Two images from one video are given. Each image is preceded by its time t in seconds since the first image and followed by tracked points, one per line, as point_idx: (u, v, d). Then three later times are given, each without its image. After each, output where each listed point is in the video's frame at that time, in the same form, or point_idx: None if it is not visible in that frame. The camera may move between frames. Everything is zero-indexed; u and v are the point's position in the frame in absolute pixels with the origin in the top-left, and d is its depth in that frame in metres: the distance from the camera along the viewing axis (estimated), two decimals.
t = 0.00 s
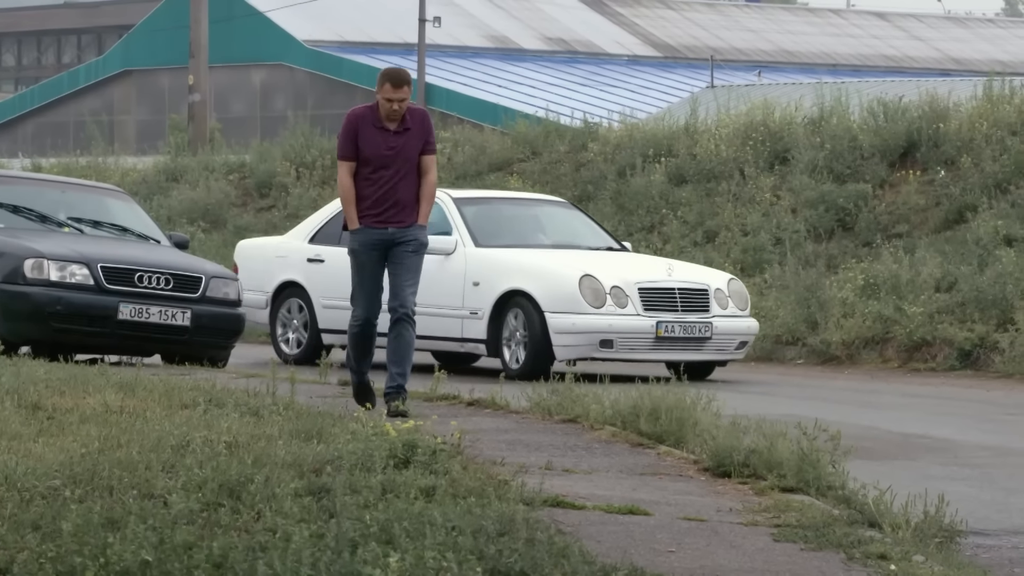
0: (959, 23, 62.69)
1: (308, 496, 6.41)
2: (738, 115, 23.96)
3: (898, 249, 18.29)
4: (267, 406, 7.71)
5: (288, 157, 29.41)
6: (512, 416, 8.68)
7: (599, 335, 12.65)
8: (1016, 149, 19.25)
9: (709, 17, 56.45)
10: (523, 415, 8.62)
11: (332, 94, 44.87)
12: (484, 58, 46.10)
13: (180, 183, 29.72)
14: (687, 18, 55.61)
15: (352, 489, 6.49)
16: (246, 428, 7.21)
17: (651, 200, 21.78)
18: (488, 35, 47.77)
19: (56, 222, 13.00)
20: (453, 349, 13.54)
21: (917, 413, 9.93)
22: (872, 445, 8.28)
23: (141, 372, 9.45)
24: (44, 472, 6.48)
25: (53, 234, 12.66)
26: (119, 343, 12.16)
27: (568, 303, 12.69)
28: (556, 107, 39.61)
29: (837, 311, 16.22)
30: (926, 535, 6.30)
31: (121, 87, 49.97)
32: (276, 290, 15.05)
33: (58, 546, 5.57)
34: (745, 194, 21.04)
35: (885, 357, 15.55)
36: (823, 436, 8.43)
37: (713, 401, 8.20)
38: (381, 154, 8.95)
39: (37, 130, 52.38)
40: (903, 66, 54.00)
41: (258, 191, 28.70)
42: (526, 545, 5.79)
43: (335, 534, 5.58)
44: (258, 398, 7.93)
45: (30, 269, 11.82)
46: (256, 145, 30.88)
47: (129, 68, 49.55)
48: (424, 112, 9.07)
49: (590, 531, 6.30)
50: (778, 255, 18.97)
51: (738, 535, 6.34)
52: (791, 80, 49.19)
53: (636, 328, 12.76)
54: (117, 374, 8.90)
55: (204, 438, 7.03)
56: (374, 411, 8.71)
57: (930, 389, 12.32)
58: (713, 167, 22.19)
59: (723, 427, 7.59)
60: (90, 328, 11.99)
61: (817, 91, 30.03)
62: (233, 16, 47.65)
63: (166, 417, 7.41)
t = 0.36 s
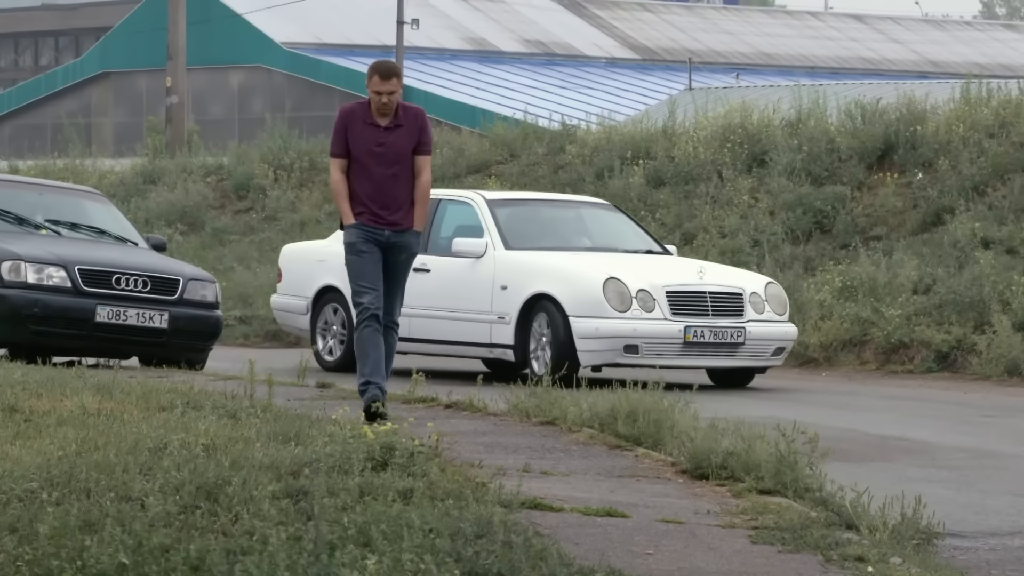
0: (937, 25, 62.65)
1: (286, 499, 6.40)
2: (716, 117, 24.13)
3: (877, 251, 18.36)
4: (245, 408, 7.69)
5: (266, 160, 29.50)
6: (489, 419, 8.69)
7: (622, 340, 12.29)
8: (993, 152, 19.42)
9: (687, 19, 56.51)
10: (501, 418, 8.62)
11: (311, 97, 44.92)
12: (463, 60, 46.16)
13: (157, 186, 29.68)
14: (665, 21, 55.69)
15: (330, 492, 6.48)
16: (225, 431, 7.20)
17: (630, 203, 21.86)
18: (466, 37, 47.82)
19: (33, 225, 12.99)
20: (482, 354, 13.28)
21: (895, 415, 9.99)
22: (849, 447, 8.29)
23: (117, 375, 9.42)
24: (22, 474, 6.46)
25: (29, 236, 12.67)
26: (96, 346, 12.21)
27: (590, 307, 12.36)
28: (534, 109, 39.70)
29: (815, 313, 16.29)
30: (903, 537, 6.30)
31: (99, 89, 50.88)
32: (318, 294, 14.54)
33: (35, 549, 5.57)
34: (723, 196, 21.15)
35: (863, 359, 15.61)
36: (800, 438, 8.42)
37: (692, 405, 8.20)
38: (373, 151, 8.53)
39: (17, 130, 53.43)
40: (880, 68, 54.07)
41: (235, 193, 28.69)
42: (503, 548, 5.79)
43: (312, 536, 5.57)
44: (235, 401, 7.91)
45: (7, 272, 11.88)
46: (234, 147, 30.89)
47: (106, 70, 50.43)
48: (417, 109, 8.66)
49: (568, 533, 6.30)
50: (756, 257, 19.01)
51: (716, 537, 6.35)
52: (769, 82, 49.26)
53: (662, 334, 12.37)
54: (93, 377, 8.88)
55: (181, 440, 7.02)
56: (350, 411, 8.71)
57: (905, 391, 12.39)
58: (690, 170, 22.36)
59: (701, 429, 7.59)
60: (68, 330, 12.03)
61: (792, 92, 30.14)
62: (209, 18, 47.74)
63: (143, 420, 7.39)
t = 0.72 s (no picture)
0: (921, 27, 62.71)
1: (270, 501, 6.40)
2: (702, 119, 24.40)
3: (861, 253, 18.44)
4: (230, 410, 7.68)
5: (252, 163, 29.56)
6: (475, 421, 8.72)
7: (644, 346, 11.91)
8: (976, 153, 19.55)
9: (670, 22, 56.57)
10: (486, 421, 8.63)
11: (295, 100, 44.96)
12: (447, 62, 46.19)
13: (142, 187, 29.69)
14: (650, 23, 55.72)
15: (316, 494, 6.47)
16: (209, 433, 7.20)
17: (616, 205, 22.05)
18: (450, 40, 47.85)
19: (19, 227, 12.98)
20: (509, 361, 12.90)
21: (880, 418, 10.00)
22: (834, 449, 8.29)
23: (103, 377, 9.41)
24: (5, 477, 6.45)
25: (13, 238, 12.67)
26: (82, 349, 12.24)
27: (613, 312, 11.99)
28: (519, 111, 39.74)
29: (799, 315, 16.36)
30: (887, 539, 6.30)
31: (82, 91, 51.39)
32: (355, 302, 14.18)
33: (20, 551, 5.57)
34: (708, 199, 21.31)
35: (848, 362, 15.65)
36: (786, 441, 8.42)
37: (678, 408, 8.20)
38: (375, 152, 8.36)
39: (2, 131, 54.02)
40: (865, 71, 54.06)
41: (220, 195, 28.71)
42: (489, 550, 5.79)
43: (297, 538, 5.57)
44: (221, 403, 7.90)
45: None
46: (219, 149, 30.94)
47: (89, 72, 50.89)
48: (413, 103, 8.50)
49: (553, 535, 6.30)
50: (740, 259, 19.12)
51: (701, 539, 6.35)
52: (753, 84, 49.29)
53: (687, 339, 11.99)
54: (78, 379, 8.86)
55: (167, 443, 7.01)
56: (336, 414, 8.70)
57: (887, 394, 12.42)
58: (676, 172, 22.59)
59: (687, 431, 7.59)
60: (53, 333, 12.07)
61: (777, 94, 30.31)
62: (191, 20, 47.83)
63: (128, 422, 7.39)
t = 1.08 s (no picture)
0: (908, 29, 62.73)
1: (255, 504, 6.39)
2: (687, 122, 24.59)
3: (847, 255, 18.51)
4: (215, 413, 7.68)
5: (237, 164, 29.61)
6: (459, 424, 8.76)
7: (658, 352, 11.49)
8: (961, 155, 19.74)
9: (657, 24, 56.63)
10: (472, 424, 8.65)
11: (280, 104, 45.01)
12: (434, 65, 46.19)
13: (127, 190, 29.67)
14: (636, 25, 55.71)
15: (300, 496, 6.47)
16: (194, 436, 7.18)
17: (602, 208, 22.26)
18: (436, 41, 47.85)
19: (3, 229, 13.01)
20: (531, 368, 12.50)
21: (857, 419, 10.00)
22: (818, 452, 8.29)
23: (87, 380, 9.41)
24: None
25: None
26: (66, 351, 12.32)
27: (627, 317, 11.56)
28: (505, 113, 39.79)
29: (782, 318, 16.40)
30: (873, 541, 6.29)
31: (67, 94, 51.80)
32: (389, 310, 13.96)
33: (5, 553, 5.57)
34: (693, 202, 21.47)
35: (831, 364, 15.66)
36: (770, 443, 8.42)
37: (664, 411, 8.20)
38: (387, 159, 8.28)
39: None
40: (850, 72, 54.08)
41: (205, 198, 28.69)
42: (473, 553, 5.78)
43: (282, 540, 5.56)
44: (206, 406, 7.89)
45: None
46: (204, 152, 30.97)
47: (74, 74, 51.34)
48: (429, 110, 8.41)
49: (538, 538, 6.30)
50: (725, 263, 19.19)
51: (686, 542, 6.35)
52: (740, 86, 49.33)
53: (704, 345, 11.53)
54: (62, 382, 8.85)
55: (152, 445, 7.00)
56: (321, 417, 8.71)
57: (868, 396, 12.43)
58: (661, 174, 22.84)
59: (671, 434, 7.59)
60: (37, 335, 12.15)
61: (762, 97, 30.43)
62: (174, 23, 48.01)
63: (113, 425, 7.38)
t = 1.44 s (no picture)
0: (892, 33, 62.83)
1: (241, 507, 6.38)
2: (673, 125, 24.76)
3: (832, 259, 18.61)
4: (201, 416, 7.67)
5: (222, 167, 29.59)
6: (446, 427, 8.78)
7: (670, 360, 11.03)
8: (949, 160, 19.93)
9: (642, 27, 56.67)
10: (458, 427, 8.68)
11: (265, 105, 45.02)
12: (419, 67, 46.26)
13: (112, 193, 29.64)
14: (620, 28, 55.69)
15: (286, 500, 6.46)
16: (180, 440, 7.18)
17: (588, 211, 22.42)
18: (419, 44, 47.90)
19: None
20: (555, 377, 12.16)
21: (840, 424, 10.00)
22: (803, 455, 8.32)
23: (73, 383, 9.42)
24: None
25: None
26: (52, 355, 12.43)
27: (641, 323, 11.14)
28: (489, 116, 39.84)
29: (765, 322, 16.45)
30: (858, 544, 6.29)
31: (52, 96, 51.97)
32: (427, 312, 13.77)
33: None
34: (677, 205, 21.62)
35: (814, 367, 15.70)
36: (755, 447, 8.44)
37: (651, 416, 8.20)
38: (396, 148, 8.19)
39: None
40: (835, 76, 54.19)
41: (191, 201, 28.68)
42: (459, 556, 5.77)
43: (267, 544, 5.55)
44: (192, 409, 7.89)
45: None
46: (190, 155, 30.98)
47: (59, 77, 51.53)
48: (446, 104, 8.31)
49: (525, 541, 6.29)
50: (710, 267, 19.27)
51: (672, 545, 6.35)
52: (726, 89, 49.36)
53: (721, 354, 11.06)
54: (48, 385, 8.85)
55: (138, 449, 7.00)
56: (307, 420, 8.73)
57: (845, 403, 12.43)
58: (646, 177, 22.86)
59: (657, 437, 7.59)
60: (22, 338, 12.26)
61: (748, 100, 30.54)
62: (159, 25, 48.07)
63: (98, 429, 7.37)
